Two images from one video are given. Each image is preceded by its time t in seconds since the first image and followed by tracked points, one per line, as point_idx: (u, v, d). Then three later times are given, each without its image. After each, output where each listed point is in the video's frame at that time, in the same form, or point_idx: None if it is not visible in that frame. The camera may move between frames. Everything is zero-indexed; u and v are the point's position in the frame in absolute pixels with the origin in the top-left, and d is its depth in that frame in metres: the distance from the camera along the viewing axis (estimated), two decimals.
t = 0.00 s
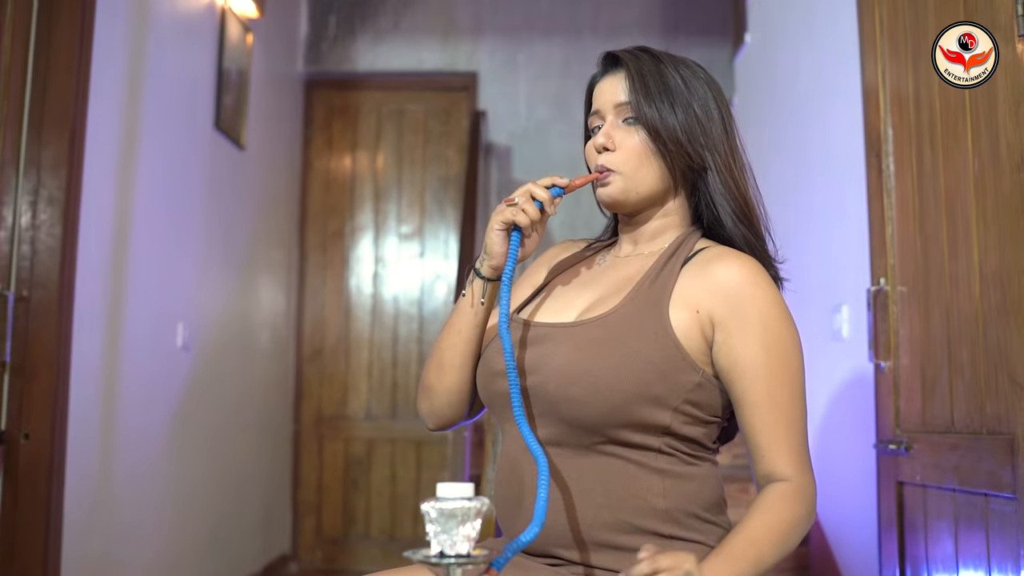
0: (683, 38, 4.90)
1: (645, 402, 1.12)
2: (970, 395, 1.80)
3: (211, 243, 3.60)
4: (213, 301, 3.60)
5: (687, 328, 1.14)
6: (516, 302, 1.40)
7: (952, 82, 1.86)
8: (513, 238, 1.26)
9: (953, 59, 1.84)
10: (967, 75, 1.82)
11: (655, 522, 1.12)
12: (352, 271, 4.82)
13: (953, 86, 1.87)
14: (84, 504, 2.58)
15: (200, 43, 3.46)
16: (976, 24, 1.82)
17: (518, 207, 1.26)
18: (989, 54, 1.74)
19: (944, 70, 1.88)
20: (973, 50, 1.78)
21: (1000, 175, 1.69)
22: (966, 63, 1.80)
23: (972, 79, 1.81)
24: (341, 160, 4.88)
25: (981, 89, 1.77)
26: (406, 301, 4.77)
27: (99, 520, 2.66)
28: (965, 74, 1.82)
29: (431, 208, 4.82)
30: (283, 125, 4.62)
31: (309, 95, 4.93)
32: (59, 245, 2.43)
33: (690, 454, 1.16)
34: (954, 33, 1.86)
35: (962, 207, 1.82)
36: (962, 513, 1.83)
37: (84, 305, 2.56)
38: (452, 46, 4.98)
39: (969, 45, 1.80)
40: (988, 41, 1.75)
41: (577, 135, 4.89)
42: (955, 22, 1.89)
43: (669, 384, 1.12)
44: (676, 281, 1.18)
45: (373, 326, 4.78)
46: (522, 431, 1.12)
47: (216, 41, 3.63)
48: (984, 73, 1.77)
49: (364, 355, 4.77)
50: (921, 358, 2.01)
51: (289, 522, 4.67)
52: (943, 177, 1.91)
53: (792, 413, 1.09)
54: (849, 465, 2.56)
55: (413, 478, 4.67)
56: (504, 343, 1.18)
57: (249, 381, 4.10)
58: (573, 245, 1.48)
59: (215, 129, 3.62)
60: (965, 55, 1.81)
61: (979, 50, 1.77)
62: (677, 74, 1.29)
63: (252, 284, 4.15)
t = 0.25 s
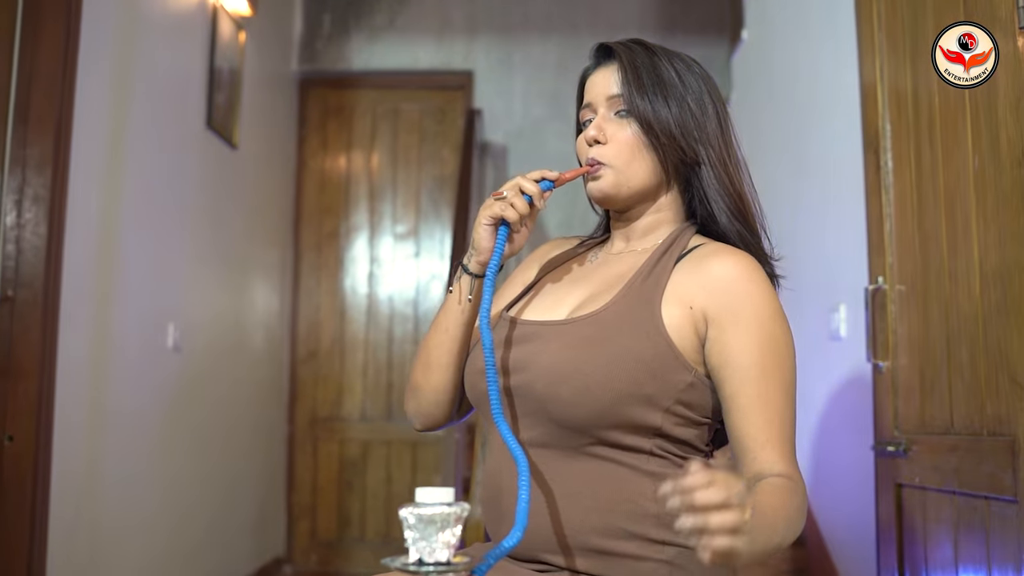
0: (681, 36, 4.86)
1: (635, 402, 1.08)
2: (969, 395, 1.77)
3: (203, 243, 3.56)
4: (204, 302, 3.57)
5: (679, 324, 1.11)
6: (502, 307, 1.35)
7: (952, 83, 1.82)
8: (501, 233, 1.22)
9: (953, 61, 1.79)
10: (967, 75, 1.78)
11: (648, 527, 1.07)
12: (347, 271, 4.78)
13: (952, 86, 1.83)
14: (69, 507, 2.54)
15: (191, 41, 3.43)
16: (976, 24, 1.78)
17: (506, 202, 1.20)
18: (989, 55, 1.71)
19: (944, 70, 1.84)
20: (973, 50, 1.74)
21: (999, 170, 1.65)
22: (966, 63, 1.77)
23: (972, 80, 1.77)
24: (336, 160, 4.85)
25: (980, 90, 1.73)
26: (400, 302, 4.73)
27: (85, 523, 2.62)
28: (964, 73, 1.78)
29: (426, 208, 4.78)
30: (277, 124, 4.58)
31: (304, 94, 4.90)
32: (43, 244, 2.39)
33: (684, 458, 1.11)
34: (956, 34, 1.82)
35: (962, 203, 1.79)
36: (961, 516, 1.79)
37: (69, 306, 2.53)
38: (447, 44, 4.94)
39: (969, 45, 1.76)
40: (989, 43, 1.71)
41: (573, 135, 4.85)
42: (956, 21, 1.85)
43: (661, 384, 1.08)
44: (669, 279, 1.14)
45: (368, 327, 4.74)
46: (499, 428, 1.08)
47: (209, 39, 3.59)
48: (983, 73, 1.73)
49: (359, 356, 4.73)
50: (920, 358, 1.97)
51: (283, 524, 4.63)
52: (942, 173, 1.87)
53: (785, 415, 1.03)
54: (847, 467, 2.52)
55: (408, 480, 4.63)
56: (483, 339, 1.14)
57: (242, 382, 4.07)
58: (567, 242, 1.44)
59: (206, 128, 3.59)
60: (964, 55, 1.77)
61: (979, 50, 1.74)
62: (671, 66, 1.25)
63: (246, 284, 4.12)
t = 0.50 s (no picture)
0: (675, 34, 4.83)
1: (614, 399, 1.04)
2: (965, 397, 1.74)
3: (192, 243, 3.53)
4: (193, 303, 3.53)
5: (663, 317, 1.06)
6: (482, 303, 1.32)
7: (953, 83, 1.77)
8: (482, 226, 1.18)
9: (955, 61, 1.74)
10: (968, 75, 1.72)
11: (627, 529, 1.05)
12: (341, 271, 4.75)
13: (952, 86, 1.78)
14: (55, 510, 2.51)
15: (180, 39, 3.39)
16: (976, 23, 1.71)
17: (487, 194, 1.17)
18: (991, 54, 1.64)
19: (944, 70, 1.79)
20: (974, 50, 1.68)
21: (995, 169, 1.62)
22: (967, 63, 1.71)
23: (973, 80, 1.71)
24: (329, 160, 4.81)
25: (982, 92, 1.68)
26: (394, 302, 4.69)
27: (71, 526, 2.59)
28: (965, 74, 1.73)
29: (420, 208, 4.75)
30: (270, 124, 4.54)
31: (297, 93, 4.86)
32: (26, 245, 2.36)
33: (667, 458, 1.07)
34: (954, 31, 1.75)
35: (957, 200, 1.75)
36: (957, 520, 1.76)
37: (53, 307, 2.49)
38: (441, 42, 4.91)
39: (970, 45, 1.70)
40: (988, 42, 1.65)
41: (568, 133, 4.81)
42: (956, 21, 1.78)
43: (642, 380, 1.04)
44: (651, 272, 1.10)
45: (361, 327, 4.71)
46: (469, 425, 1.02)
47: (197, 37, 3.55)
48: (984, 73, 1.67)
49: (353, 356, 4.69)
50: (913, 358, 1.94)
51: (276, 527, 4.60)
52: (937, 171, 1.84)
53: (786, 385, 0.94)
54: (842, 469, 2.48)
55: (402, 481, 4.60)
56: (460, 336, 1.10)
57: (234, 384, 4.03)
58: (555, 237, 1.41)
59: (195, 127, 3.55)
60: (964, 55, 1.72)
61: (980, 50, 1.67)
62: (658, 59, 1.22)
63: (237, 285, 4.08)
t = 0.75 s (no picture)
0: (672, 31, 4.80)
1: (596, 395, 1.01)
2: (962, 398, 1.71)
3: (185, 241, 3.50)
4: (186, 302, 3.51)
5: (646, 307, 1.03)
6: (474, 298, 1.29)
7: (953, 83, 1.72)
8: (466, 215, 1.17)
9: (955, 59, 1.69)
10: (968, 75, 1.68)
11: (614, 534, 1.01)
12: (336, 271, 4.72)
13: (953, 87, 1.73)
14: (43, 511, 2.48)
15: (172, 36, 3.36)
16: (977, 24, 1.68)
17: (470, 184, 1.15)
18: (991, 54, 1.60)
19: (944, 70, 1.74)
20: (974, 49, 1.64)
21: (993, 165, 1.59)
22: (966, 63, 1.67)
23: (972, 80, 1.67)
24: (324, 158, 4.79)
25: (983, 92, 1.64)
26: (390, 301, 4.67)
27: (59, 527, 2.56)
28: (964, 73, 1.69)
29: (416, 206, 4.72)
30: (265, 121, 4.51)
31: (292, 91, 4.83)
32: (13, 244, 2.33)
33: (652, 458, 1.05)
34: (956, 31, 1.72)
35: (954, 198, 1.73)
36: (954, 522, 1.73)
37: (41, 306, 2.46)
38: (437, 41, 4.88)
39: (970, 45, 1.66)
40: (990, 40, 1.61)
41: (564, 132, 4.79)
42: (957, 21, 1.74)
43: (621, 373, 1.01)
44: (635, 267, 1.07)
45: (357, 326, 4.68)
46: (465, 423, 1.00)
47: (190, 34, 3.52)
48: (984, 73, 1.63)
49: (348, 356, 4.67)
50: (910, 358, 1.91)
51: (271, 528, 4.57)
52: (934, 169, 1.81)
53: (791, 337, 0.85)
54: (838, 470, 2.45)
55: (398, 482, 4.57)
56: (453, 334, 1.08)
57: (228, 384, 4.00)
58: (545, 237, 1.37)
59: (188, 125, 3.52)
60: (964, 55, 1.68)
61: (980, 50, 1.63)
62: (648, 53, 1.19)
63: (231, 283, 4.05)
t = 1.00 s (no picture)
0: (670, 31, 4.77)
1: (578, 395, 0.95)
2: (959, 400, 1.68)
3: (177, 240, 3.47)
4: (179, 301, 3.48)
5: (626, 295, 0.98)
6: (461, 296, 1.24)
7: (952, 84, 1.69)
8: (451, 211, 1.14)
9: (954, 59, 1.67)
10: (967, 76, 1.65)
11: (598, 540, 0.96)
12: (331, 270, 4.69)
13: (952, 86, 1.69)
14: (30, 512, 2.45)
15: (164, 33, 3.33)
16: (978, 24, 1.66)
17: (455, 179, 1.12)
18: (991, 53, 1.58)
19: (944, 71, 1.71)
20: (974, 49, 1.62)
21: (991, 163, 1.56)
22: (966, 63, 1.64)
23: (972, 81, 1.64)
24: (320, 157, 4.75)
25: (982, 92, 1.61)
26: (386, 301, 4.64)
27: (47, 529, 2.53)
28: (964, 74, 1.66)
29: (412, 205, 4.69)
30: (261, 120, 4.48)
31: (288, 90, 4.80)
32: None
33: (638, 460, 1.00)
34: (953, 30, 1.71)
35: (951, 196, 1.70)
36: (951, 526, 1.70)
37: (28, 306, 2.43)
38: (433, 39, 4.86)
39: (970, 45, 1.64)
40: (990, 41, 1.60)
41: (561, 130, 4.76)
42: (958, 21, 1.72)
43: (604, 372, 0.95)
44: (614, 263, 1.02)
45: (353, 326, 4.65)
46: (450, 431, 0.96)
47: (183, 32, 3.50)
48: (984, 73, 1.61)
49: (344, 356, 4.64)
50: (907, 359, 1.88)
51: (266, 529, 4.54)
52: (931, 167, 1.78)
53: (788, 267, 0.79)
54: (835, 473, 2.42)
55: (393, 482, 4.54)
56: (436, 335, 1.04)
57: (221, 384, 3.98)
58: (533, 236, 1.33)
59: (181, 123, 3.49)
60: (964, 55, 1.65)
61: (980, 50, 1.61)
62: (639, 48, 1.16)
63: (226, 283, 4.03)
